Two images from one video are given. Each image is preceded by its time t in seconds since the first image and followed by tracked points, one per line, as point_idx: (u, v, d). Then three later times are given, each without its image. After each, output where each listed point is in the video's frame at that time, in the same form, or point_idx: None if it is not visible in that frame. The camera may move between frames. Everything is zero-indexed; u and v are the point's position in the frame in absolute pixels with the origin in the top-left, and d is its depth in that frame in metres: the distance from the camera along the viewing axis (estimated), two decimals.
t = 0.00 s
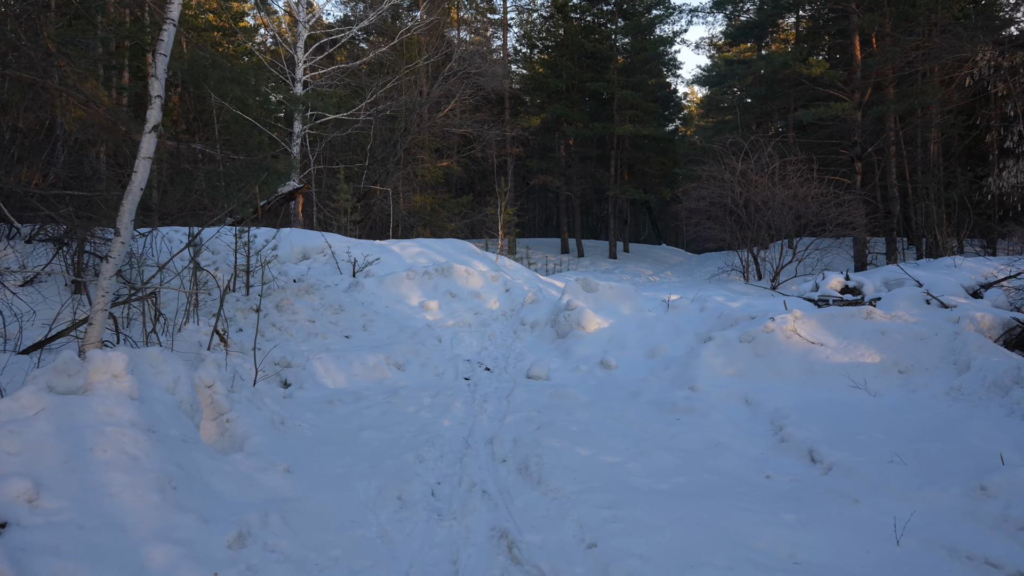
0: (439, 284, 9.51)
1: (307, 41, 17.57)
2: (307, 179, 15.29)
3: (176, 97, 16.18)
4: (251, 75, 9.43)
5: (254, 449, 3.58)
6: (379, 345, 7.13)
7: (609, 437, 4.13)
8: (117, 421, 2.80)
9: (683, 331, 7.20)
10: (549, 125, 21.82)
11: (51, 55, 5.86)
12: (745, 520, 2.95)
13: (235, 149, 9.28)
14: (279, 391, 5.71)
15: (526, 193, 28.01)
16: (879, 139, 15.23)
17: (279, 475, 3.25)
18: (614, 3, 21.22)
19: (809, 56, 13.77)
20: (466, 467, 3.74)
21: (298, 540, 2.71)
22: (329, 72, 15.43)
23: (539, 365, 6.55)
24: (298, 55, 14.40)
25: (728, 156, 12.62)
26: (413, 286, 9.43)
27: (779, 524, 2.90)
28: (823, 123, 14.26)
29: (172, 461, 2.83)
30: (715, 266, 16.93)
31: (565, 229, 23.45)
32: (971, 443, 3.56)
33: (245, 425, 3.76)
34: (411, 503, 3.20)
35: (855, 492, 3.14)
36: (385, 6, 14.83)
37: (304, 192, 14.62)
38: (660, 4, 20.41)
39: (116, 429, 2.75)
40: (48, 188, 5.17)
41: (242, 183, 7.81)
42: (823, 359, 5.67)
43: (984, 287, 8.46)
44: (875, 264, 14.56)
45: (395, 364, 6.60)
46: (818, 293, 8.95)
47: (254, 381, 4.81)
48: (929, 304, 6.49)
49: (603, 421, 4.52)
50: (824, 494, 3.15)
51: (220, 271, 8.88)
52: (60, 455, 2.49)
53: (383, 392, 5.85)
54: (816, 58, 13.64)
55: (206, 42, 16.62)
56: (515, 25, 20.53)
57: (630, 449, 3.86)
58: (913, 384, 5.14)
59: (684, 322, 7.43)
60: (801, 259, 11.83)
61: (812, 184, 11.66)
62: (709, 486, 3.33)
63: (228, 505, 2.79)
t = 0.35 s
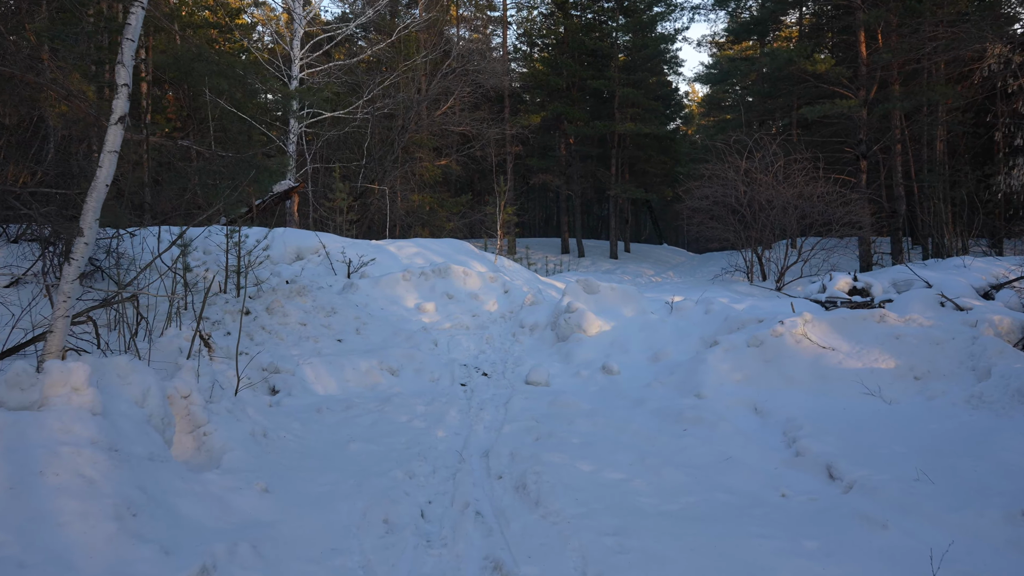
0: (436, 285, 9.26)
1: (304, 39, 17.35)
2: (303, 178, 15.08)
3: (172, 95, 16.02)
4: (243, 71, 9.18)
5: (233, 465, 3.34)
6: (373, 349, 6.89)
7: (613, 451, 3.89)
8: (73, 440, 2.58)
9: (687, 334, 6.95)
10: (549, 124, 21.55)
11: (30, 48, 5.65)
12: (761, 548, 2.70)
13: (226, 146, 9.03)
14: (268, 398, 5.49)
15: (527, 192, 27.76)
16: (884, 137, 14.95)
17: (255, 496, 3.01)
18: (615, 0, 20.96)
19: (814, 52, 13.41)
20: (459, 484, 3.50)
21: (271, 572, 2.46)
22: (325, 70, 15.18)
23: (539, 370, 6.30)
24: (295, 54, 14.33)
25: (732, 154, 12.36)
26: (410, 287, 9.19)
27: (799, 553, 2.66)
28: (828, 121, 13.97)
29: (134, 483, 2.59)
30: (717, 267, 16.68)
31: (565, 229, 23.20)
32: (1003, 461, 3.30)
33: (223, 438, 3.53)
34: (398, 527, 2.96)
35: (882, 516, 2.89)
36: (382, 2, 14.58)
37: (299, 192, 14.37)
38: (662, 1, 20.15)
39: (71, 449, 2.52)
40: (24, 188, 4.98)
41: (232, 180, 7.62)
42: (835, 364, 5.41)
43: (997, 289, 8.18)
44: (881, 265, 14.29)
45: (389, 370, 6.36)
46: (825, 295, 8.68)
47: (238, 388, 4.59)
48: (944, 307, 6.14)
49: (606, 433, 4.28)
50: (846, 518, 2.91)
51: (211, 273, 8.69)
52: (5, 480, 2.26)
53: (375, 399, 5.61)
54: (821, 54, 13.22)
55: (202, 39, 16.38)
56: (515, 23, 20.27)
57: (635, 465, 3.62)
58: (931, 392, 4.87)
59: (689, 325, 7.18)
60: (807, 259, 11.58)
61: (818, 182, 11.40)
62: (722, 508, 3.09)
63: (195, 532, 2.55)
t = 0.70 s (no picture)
0: (435, 287, 9.00)
1: (302, 37, 17.14)
2: (300, 177, 14.88)
3: (169, 94, 15.85)
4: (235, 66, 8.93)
5: (212, 482, 3.10)
6: (369, 353, 6.64)
7: (623, 465, 3.63)
8: (25, 461, 2.34)
9: (695, 338, 6.69)
10: (550, 123, 21.31)
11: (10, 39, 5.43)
12: None
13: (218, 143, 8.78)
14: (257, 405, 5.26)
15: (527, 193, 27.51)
16: (891, 136, 14.67)
17: (232, 519, 2.74)
18: None
19: (821, 50, 13.09)
20: (457, 503, 3.24)
21: None
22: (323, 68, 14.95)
23: (541, 375, 6.03)
24: (293, 53, 14.21)
25: (737, 153, 12.09)
26: (407, 289, 8.93)
27: None
28: (835, 120, 13.68)
29: (93, 510, 2.33)
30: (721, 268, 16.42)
31: (567, 229, 22.95)
32: None
33: (202, 453, 3.29)
34: (388, 554, 2.70)
35: (923, 542, 2.64)
36: None
37: (296, 191, 14.12)
38: None
39: (21, 472, 2.28)
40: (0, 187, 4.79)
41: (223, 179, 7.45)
42: (852, 370, 5.11)
43: (1014, 291, 7.89)
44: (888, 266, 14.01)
45: (384, 376, 6.10)
46: (835, 297, 8.40)
47: (222, 397, 4.36)
48: (964, 310, 5.86)
49: (614, 445, 4.01)
50: (882, 545, 2.64)
51: (203, 275, 8.47)
52: None
53: (371, 406, 5.36)
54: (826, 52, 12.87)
55: (198, 37, 16.18)
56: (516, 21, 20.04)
57: (647, 482, 3.36)
58: (956, 400, 4.58)
59: (698, 328, 6.92)
60: (814, 260, 11.33)
61: (826, 181, 11.12)
62: (744, 531, 2.84)
63: (160, 564, 2.29)
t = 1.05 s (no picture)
0: (433, 284, 8.76)
1: (299, 29, 16.84)
2: (297, 172, 14.62)
3: (164, 87, 15.58)
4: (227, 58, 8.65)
5: (192, 502, 2.91)
6: (364, 354, 6.39)
7: (634, 479, 3.41)
8: None
9: (703, 338, 6.47)
10: (551, 117, 21.03)
11: None
12: None
13: (210, 136, 8.53)
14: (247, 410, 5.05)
15: (528, 187, 27.26)
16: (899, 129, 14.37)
17: (211, 544, 2.54)
18: None
19: (828, 40, 12.77)
20: (456, 523, 3.04)
21: None
22: (320, 60, 14.66)
23: (544, 377, 5.81)
24: (290, 46, 13.94)
25: (742, 146, 11.84)
26: (405, 286, 8.70)
27: None
28: (841, 112, 13.40)
29: (50, 540, 2.13)
30: (725, 263, 16.19)
31: (568, 224, 22.69)
32: None
33: (181, 468, 3.14)
34: None
35: (965, 571, 2.42)
36: None
37: (292, 186, 13.87)
38: None
39: None
40: None
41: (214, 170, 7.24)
42: (870, 373, 4.80)
43: None
44: (896, 262, 13.74)
45: (381, 378, 5.88)
46: (845, 294, 8.08)
47: (208, 404, 4.18)
48: (984, 308, 5.52)
49: (624, 455, 3.80)
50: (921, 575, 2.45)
51: (195, 273, 8.28)
52: None
53: (367, 411, 5.14)
54: (834, 43, 12.58)
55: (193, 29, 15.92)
56: (516, 13, 19.74)
57: (661, 499, 3.16)
58: (981, 405, 4.24)
59: (706, 327, 6.68)
60: (822, 255, 11.09)
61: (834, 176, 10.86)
62: (769, 558, 2.64)
63: None
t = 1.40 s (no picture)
0: (430, 289, 8.51)
1: (297, 30, 16.66)
2: (293, 174, 14.39)
3: (159, 88, 15.37)
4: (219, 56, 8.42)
5: (163, 525, 2.69)
6: (356, 361, 6.14)
7: (643, 499, 3.16)
8: None
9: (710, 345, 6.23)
10: (551, 120, 20.85)
11: None
12: None
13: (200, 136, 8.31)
14: (233, 421, 4.82)
15: (528, 191, 27.05)
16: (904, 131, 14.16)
17: None
18: None
19: (833, 40, 12.55)
20: (450, 550, 2.82)
21: None
22: (317, 62, 14.45)
23: (545, 384, 5.56)
24: (286, 46, 13.76)
25: (745, 149, 11.65)
26: (401, 290, 8.45)
27: None
28: (845, 114, 13.21)
29: None
30: (728, 268, 15.96)
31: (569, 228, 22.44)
32: None
33: (150, 486, 2.92)
34: None
35: None
36: None
37: (288, 188, 13.65)
38: None
39: None
40: None
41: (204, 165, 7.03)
42: (889, 382, 4.50)
43: None
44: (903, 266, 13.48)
45: (374, 387, 5.63)
46: (855, 298, 7.86)
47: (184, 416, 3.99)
48: (1005, 314, 5.23)
49: (632, 470, 3.56)
50: None
51: (185, 278, 8.06)
52: None
53: (360, 421, 4.89)
54: (839, 44, 12.38)
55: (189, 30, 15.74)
56: (516, 16, 19.58)
57: (673, 521, 2.92)
58: (1008, 415, 3.93)
59: (713, 332, 6.44)
60: (828, 259, 10.87)
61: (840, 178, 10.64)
62: None
63: None
